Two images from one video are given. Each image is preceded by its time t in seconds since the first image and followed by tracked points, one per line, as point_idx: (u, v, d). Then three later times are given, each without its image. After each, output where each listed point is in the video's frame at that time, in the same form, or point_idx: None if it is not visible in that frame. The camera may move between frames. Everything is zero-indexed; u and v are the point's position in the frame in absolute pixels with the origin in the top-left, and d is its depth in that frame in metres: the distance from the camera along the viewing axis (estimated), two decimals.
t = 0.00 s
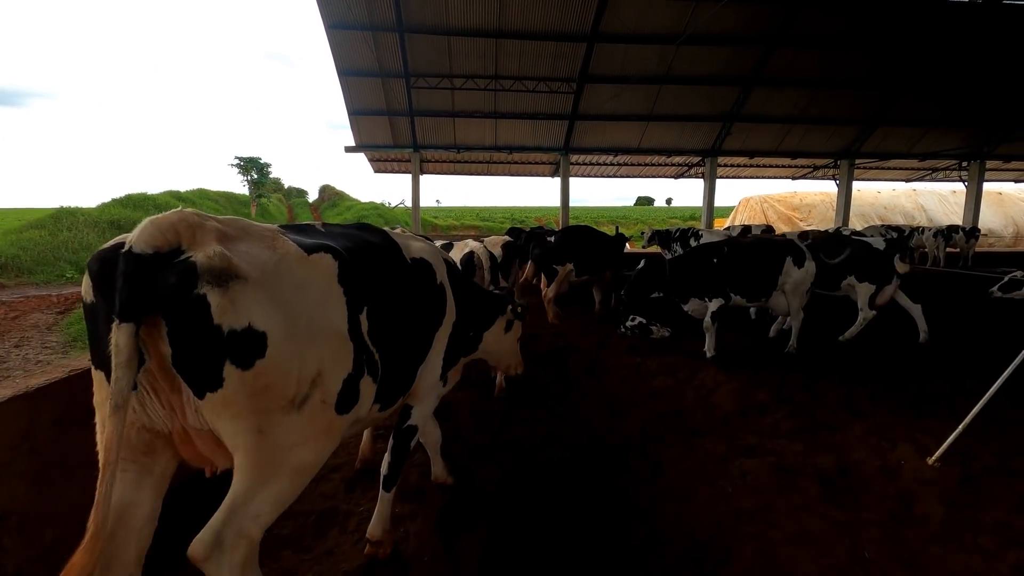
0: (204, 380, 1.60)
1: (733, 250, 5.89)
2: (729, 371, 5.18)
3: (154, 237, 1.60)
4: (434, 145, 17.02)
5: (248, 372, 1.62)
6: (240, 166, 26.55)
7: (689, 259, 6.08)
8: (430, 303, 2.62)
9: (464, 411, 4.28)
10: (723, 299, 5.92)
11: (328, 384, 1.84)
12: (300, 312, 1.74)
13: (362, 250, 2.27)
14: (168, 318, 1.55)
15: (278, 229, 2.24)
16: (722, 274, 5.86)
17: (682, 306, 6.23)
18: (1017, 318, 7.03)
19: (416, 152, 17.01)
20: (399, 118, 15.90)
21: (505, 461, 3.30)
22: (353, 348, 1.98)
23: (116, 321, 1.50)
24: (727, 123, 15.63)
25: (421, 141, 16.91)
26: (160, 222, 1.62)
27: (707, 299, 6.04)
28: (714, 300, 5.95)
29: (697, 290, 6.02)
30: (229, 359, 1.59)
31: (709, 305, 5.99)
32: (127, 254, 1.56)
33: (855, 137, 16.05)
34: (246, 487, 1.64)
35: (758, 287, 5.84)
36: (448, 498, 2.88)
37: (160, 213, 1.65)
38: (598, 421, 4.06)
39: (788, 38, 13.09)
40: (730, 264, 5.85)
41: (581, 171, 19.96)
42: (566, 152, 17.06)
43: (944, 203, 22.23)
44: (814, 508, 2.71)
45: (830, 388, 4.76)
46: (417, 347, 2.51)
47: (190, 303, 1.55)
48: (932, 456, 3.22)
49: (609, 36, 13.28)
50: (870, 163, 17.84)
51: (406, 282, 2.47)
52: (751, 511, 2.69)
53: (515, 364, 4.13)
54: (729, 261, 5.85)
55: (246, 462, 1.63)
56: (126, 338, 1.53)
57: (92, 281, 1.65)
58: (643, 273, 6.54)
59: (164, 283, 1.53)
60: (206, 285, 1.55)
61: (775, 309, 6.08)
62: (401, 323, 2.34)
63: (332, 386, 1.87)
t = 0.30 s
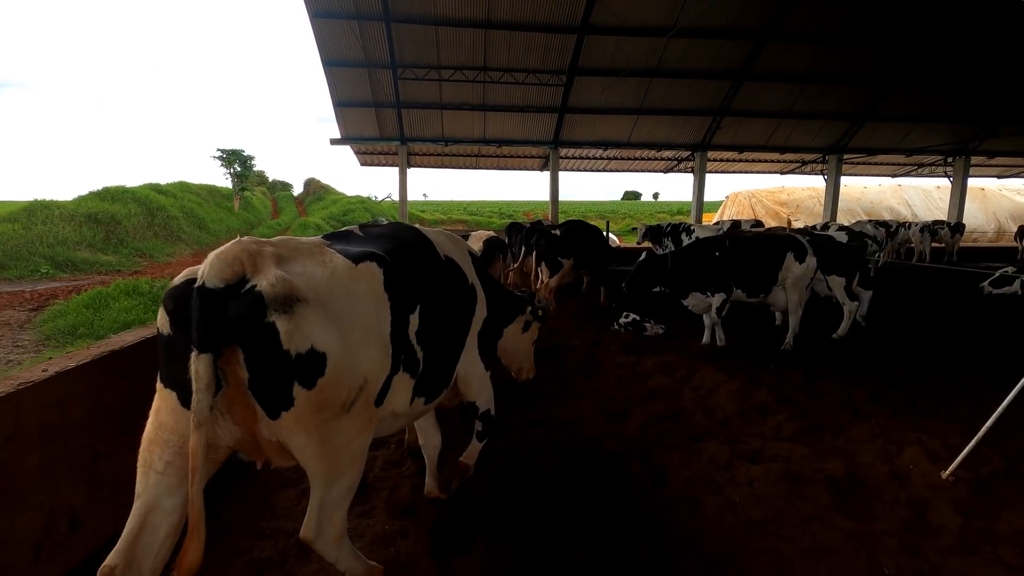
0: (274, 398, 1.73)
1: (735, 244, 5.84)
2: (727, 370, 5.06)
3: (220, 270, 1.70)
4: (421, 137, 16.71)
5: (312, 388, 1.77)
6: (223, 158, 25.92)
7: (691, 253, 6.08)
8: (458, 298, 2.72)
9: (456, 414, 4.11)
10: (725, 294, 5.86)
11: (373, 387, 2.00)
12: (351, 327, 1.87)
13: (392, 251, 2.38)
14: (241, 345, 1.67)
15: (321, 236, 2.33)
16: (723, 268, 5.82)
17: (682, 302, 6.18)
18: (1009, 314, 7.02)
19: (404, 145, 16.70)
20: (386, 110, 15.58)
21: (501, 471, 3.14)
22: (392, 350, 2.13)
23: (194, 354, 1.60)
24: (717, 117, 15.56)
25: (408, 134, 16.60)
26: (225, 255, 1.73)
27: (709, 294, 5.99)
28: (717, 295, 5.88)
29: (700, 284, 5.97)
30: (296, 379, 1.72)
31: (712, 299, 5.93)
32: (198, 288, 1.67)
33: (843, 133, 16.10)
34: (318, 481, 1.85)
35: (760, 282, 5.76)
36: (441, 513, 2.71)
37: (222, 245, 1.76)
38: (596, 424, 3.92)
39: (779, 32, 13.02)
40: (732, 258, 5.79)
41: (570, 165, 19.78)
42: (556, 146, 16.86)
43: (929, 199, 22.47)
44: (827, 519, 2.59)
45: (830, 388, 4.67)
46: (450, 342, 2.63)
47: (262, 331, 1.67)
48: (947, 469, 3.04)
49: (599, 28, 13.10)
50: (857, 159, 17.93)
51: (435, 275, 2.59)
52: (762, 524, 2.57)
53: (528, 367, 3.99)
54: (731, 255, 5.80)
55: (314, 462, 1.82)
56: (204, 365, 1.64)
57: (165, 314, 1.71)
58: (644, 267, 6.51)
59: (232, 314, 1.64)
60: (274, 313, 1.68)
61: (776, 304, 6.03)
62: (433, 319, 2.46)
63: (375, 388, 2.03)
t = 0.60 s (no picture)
0: (314, 366, 1.85)
1: (754, 243, 5.69)
2: (739, 376, 4.89)
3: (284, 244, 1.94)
4: (418, 134, 16.47)
5: (352, 361, 1.86)
6: (216, 154, 25.69)
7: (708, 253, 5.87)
8: (516, 306, 2.81)
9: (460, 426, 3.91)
10: (748, 295, 5.71)
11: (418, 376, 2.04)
12: (395, 307, 1.96)
13: (457, 254, 2.51)
14: (291, 310, 1.83)
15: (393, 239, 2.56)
16: (744, 269, 5.66)
17: (702, 302, 6.00)
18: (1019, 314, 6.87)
19: (400, 142, 16.45)
20: (382, 106, 15.32)
21: (511, 490, 2.96)
22: (443, 343, 2.19)
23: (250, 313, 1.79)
24: (717, 114, 15.39)
25: (405, 130, 16.35)
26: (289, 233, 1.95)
27: (731, 294, 5.82)
28: (741, 296, 5.73)
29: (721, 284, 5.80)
30: (335, 346, 1.82)
31: (735, 301, 5.77)
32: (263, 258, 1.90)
33: (843, 130, 15.98)
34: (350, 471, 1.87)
35: (780, 282, 5.64)
36: (450, 538, 2.52)
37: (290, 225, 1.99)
38: (608, 434, 3.74)
39: (780, 28, 12.85)
40: (752, 258, 5.65)
41: (568, 162, 19.57)
42: (554, 143, 16.64)
43: (927, 196, 22.42)
44: (864, 544, 2.44)
45: (848, 395, 4.51)
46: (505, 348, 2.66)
47: (309, 297, 1.82)
48: (981, 488, 2.85)
49: (599, 24, 12.89)
50: (857, 156, 17.82)
51: (497, 285, 2.68)
52: (795, 550, 2.40)
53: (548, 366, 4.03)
54: (751, 255, 5.65)
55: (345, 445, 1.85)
56: (262, 329, 1.84)
57: (235, 286, 1.96)
58: (659, 267, 6.29)
59: (286, 279, 1.82)
60: (320, 277, 1.82)
61: (793, 304, 5.83)
62: (490, 322, 2.52)
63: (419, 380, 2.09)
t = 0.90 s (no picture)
0: (371, 357, 2.11)
1: (765, 243, 5.73)
2: (746, 380, 4.72)
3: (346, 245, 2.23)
4: (414, 132, 16.24)
5: (408, 350, 2.11)
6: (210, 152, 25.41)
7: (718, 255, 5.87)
8: (550, 291, 3.02)
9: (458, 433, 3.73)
10: (759, 296, 5.69)
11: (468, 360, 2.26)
12: (445, 300, 2.19)
13: (500, 240, 2.72)
14: (352, 308, 2.11)
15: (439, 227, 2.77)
16: (755, 268, 5.66)
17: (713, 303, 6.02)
18: None
19: (396, 140, 16.23)
20: (377, 103, 15.10)
21: (512, 505, 2.78)
22: (488, 329, 2.43)
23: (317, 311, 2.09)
24: (716, 112, 15.25)
25: (401, 128, 16.12)
26: (347, 235, 2.20)
27: (742, 295, 5.82)
28: (752, 298, 5.71)
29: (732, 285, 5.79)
30: (390, 339, 2.07)
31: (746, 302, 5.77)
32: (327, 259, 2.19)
33: (843, 129, 15.86)
34: (392, 456, 2.03)
35: (791, 281, 5.67)
36: (449, 562, 2.33)
37: (347, 227, 2.23)
38: (613, 443, 3.55)
39: (780, 26, 12.69)
40: (763, 257, 5.67)
41: (566, 160, 19.37)
42: (552, 141, 16.45)
43: (925, 195, 22.38)
44: (894, 565, 2.27)
45: (861, 399, 4.36)
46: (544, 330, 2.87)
47: (367, 296, 2.09)
48: (1013, 503, 2.68)
49: (598, 20, 12.72)
50: (856, 155, 17.73)
51: (535, 273, 2.87)
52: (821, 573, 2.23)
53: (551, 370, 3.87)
54: (762, 254, 5.68)
55: (398, 427, 2.07)
56: (327, 326, 2.13)
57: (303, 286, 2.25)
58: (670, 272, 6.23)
59: (346, 279, 2.09)
60: (378, 276, 2.08)
61: (810, 306, 5.88)
62: (533, 306, 2.75)
63: (466, 365, 2.33)
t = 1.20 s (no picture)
0: (418, 339, 2.04)
1: (772, 236, 5.61)
2: (753, 381, 4.51)
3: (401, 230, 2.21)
4: (408, 127, 15.95)
5: (459, 335, 2.07)
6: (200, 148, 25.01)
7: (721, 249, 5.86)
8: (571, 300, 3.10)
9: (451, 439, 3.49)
10: (763, 290, 5.60)
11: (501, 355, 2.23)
12: (495, 290, 2.20)
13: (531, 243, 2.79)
14: (406, 290, 2.08)
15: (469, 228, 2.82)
16: (758, 262, 5.58)
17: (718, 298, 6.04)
18: None
19: (389, 136, 15.95)
20: (370, 98, 14.82)
21: (510, 520, 2.55)
22: (521, 325, 2.43)
23: (368, 288, 2.03)
24: (714, 108, 15.08)
25: (394, 124, 15.83)
26: (404, 220, 2.19)
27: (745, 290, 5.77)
28: (754, 292, 5.65)
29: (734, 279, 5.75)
30: (444, 322, 2.04)
31: (749, 297, 5.70)
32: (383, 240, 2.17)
33: (841, 126, 15.74)
34: (429, 439, 1.94)
35: (799, 276, 5.52)
36: None
37: (402, 213, 2.22)
38: (616, 449, 3.33)
39: (779, 21, 12.50)
40: (769, 250, 5.57)
41: (563, 157, 19.15)
42: (548, 137, 16.23)
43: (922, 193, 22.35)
44: None
45: (875, 400, 4.16)
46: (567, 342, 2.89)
47: (426, 280, 2.06)
48: None
49: (594, 14, 12.50)
50: (854, 152, 17.62)
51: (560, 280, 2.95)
52: None
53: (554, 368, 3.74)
54: (767, 248, 5.58)
55: (440, 410, 1.98)
56: (371, 306, 2.07)
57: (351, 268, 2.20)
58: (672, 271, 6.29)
59: (408, 261, 2.07)
60: (440, 262, 2.07)
61: (825, 302, 5.72)
62: (561, 310, 2.81)
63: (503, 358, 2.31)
